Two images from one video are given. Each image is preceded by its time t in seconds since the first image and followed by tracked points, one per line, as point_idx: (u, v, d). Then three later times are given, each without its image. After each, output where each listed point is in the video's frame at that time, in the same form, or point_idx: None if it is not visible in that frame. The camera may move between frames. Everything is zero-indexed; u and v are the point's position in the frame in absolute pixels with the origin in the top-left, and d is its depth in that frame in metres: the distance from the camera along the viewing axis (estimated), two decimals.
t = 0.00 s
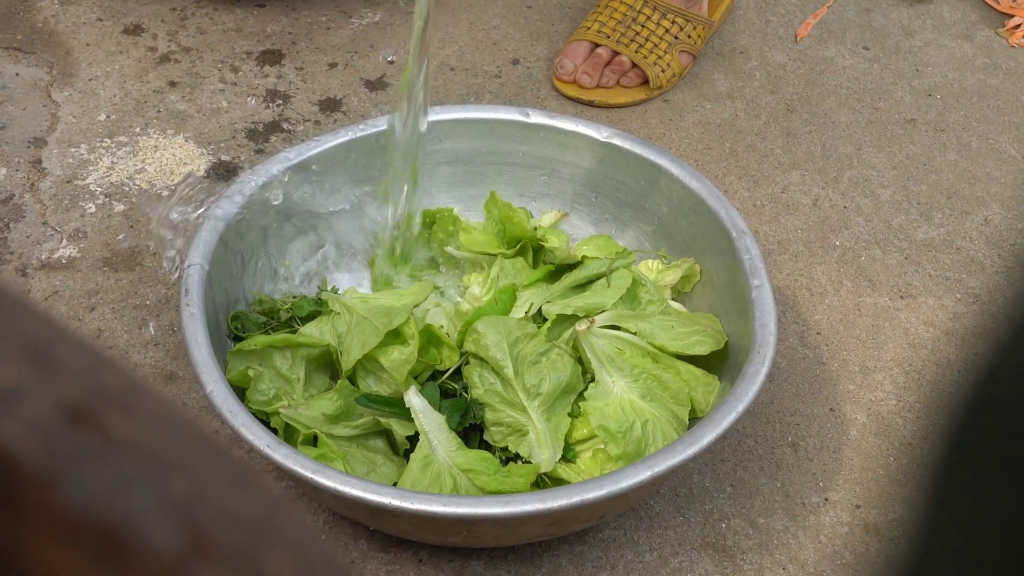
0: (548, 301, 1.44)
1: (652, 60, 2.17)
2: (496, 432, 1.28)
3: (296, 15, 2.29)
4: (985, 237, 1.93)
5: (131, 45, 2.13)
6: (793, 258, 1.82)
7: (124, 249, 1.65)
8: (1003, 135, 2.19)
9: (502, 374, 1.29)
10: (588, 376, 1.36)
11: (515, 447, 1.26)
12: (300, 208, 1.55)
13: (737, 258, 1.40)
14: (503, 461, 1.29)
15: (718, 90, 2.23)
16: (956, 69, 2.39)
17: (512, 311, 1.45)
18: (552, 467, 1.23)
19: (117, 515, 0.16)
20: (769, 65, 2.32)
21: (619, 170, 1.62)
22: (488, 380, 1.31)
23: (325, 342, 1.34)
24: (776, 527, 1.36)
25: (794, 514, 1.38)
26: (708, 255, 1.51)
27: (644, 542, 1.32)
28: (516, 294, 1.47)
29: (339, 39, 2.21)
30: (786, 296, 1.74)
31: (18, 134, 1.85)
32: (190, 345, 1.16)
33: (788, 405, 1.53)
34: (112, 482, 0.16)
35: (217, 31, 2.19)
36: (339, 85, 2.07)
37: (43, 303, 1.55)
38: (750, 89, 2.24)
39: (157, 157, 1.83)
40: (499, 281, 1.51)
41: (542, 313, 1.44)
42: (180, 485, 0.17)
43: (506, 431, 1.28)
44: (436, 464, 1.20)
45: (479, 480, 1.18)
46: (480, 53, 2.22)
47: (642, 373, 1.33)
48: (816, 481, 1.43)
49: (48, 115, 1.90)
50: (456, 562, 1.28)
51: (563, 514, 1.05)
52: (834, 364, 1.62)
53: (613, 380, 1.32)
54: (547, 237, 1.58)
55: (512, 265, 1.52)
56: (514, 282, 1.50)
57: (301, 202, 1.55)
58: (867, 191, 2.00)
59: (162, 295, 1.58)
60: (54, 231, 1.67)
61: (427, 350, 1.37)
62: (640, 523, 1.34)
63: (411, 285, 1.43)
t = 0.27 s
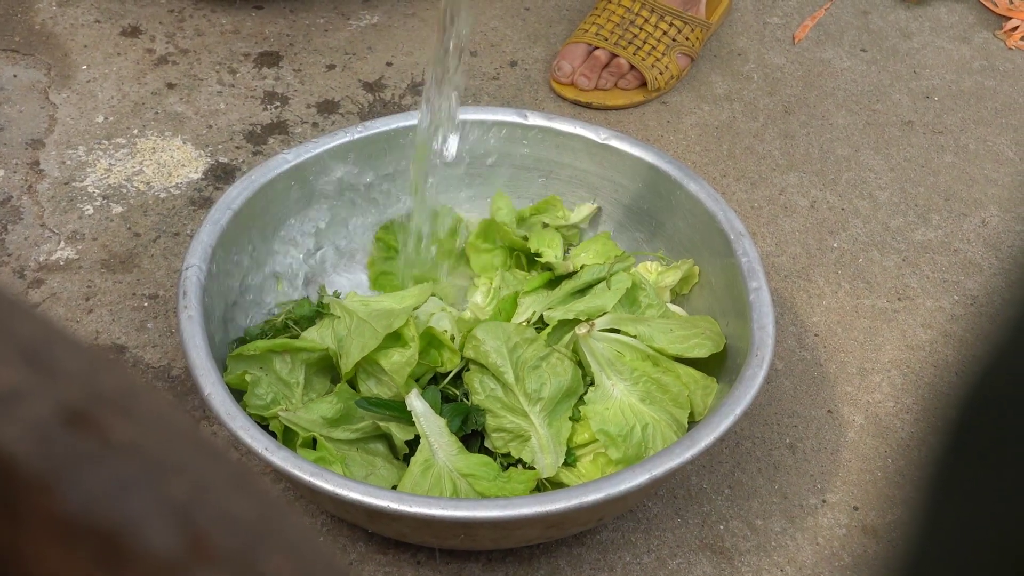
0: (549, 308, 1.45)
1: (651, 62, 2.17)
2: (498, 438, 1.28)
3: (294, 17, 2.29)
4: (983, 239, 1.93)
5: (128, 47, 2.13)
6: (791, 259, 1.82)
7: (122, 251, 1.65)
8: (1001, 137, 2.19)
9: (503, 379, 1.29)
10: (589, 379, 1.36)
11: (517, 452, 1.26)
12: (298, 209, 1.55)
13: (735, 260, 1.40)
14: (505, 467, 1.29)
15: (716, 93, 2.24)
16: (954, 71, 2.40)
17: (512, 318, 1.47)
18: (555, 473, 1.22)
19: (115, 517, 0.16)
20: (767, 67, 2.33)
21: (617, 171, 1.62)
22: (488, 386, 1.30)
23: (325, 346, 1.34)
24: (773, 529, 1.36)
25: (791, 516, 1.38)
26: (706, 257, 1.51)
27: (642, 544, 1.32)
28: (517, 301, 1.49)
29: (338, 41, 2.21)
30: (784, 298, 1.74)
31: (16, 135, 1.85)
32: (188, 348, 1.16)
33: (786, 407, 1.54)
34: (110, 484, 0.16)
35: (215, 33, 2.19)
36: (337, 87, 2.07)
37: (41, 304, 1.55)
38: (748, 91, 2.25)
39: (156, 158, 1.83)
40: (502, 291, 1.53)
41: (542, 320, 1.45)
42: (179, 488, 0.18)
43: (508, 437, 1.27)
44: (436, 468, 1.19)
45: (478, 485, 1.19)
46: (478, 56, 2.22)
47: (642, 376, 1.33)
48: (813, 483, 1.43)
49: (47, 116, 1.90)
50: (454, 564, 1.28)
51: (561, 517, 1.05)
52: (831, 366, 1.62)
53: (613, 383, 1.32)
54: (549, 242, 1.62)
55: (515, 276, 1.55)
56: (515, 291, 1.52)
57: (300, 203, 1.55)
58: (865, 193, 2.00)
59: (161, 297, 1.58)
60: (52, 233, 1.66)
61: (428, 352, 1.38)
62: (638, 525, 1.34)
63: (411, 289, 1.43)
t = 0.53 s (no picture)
0: (548, 310, 1.44)
1: (650, 64, 2.17)
2: (502, 441, 1.28)
3: (294, 19, 2.29)
4: (982, 241, 1.93)
5: (128, 49, 2.13)
6: (790, 261, 1.82)
7: (122, 253, 1.65)
8: (1000, 139, 2.19)
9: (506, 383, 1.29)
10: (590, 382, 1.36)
11: (522, 455, 1.26)
12: (297, 212, 1.55)
13: (734, 263, 1.40)
14: (509, 471, 1.28)
15: (715, 94, 2.24)
16: (953, 72, 2.40)
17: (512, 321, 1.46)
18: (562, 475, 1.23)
19: (114, 520, 0.16)
20: (766, 69, 2.33)
21: (616, 172, 1.62)
22: (492, 390, 1.30)
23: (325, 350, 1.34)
24: (773, 531, 1.36)
25: (791, 518, 1.38)
26: (705, 258, 1.51)
27: (642, 545, 1.32)
28: (516, 303, 1.48)
29: (337, 43, 2.21)
30: (784, 299, 1.74)
31: (15, 138, 1.85)
32: (186, 353, 1.16)
33: (786, 409, 1.54)
34: (110, 485, 0.16)
35: (215, 35, 2.19)
36: (337, 89, 2.07)
37: (40, 307, 1.55)
38: (747, 93, 2.25)
39: (155, 161, 1.83)
40: (501, 293, 1.52)
41: (542, 321, 1.43)
42: (178, 490, 0.18)
43: (512, 440, 1.27)
44: (437, 470, 1.20)
45: (478, 489, 1.18)
46: (478, 58, 2.22)
47: (645, 379, 1.33)
48: (813, 485, 1.43)
49: (45, 119, 1.90)
50: (454, 566, 1.28)
51: (560, 523, 1.05)
52: (831, 367, 1.62)
53: (615, 387, 1.32)
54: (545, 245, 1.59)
55: (512, 279, 1.55)
56: (514, 293, 1.51)
57: (298, 206, 1.54)
58: (864, 194, 2.01)
59: (161, 299, 1.58)
60: (51, 235, 1.66)
61: (431, 351, 1.37)
62: (638, 527, 1.34)
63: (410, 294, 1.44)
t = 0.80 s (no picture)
0: (549, 313, 1.44)
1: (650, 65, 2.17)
2: (504, 444, 1.28)
3: (294, 21, 2.29)
4: (982, 242, 1.93)
5: (129, 51, 2.13)
6: (790, 262, 1.82)
7: (122, 254, 1.65)
8: (1000, 140, 2.19)
9: (508, 385, 1.29)
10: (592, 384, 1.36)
11: (524, 457, 1.26)
12: (297, 214, 1.55)
13: (735, 264, 1.40)
14: (510, 473, 1.28)
15: (715, 96, 2.24)
16: (954, 73, 2.40)
17: (513, 323, 1.46)
18: (563, 477, 1.22)
19: (112, 517, 0.16)
20: (766, 71, 2.33)
21: (617, 174, 1.63)
22: (493, 392, 1.31)
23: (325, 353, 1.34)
24: (774, 532, 1.36)
25: (791, 519, 1.38)
26: (705, 260, 1.51)
27: (642, 547, 1.32)
28: (517, 306, 1.48)
29: (337, 45, 2.21)
30: (784, 301, 1.74)
31: (15, 139, 1.85)
32: (186, 355, 1.16)
33: (786, 410, 1.54)
34: (110, 484, 0.16)
35: (215, 37, 2.19)
36: (337, 91, 2.07)
37: (41, 307, 1.56)
38: (747, 95, 2.25)
39: (155, 162, 1.84)
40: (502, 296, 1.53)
41: (543, 324, 1.44)
42: (177, 489, 0.18)
43: (513, 442, 1.27)
44: (439, 472, 1.20)
45: (480, 492, 1.19)
46: (478, 59, 2.23)
47: (646, 381, 1.33)
48: (813, 486, 1.42)
49: (46, 120, 1.91)
50: (454, 567, 1.28)
51: (560, 524, 1.05)
52: (831, 368, 1.62)
53: (617, 389, 1.32)
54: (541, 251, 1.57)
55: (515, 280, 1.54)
56: (515, 295, 1.51)
57: (298, 207, 1.55)
58: (864, 196, 2.00)
59: (162, 300, 1.58)
60: (52, 236, 1.67)
61: (434, 352, 1.38)
62: (638, 528, 1.34)
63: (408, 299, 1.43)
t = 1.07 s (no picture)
0: (552, 313, 1.45)
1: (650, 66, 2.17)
2: (507, 444, 1.27)
3: (294, 22, 2.29)
4: (983, 243, 1.93)
5: (129, 52, 2.13)
6: (791, 263, 1.82)
7: (122, 255, 1.65)
8: (1000, 142, 2.19)
9: (511, 386, 1.29)
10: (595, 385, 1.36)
11: (527, 457, 1.26)
12: (297, 215, 1.55)
13: (735, 266, 1.40)
14: (514, 473, 1.27)
15: (715, 97, 2.24)
16: (954, 74, 2.39)
17: (515, 323, 1.46)
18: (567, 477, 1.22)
19: (108, 514, 0.16)
20: (767, 72, 2.33)
21: (617, 175, 1.63)
22: (496, 392, 1.30)
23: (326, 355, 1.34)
24: (774, 533, 1.36)
25: (792, 520, 1.38)
26: (705, 261, 1.51)
27: (642, 548, 1.32)
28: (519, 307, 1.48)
29: (338, 46, 2.21)
30: (784, 302, 1.74)
31: (16, 141, 1.85)
32: (188, 356, 1.16)
33: (786, 411, 1.54)
34: (108, 482, 0.16)
35: (216, 38, 2.19)
36: (338, 93, 2.07)
37: (41, 309, 1.56)
38: (748, 96, 2.25)
39: (156, 164, 1.84)
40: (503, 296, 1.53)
41: (546, 324, 1.44)
42: (175, 486, 0.17)
43: (517, 443, 1.27)
44: (442, 473, 1.20)
45: (483, 494, 1.18)
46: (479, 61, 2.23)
47: (649, 382, 1.33)
48: (814, 487, 1.42)
49: (46, 121, 1.91)
50: (454, 568, 1.28)
51: (560, 525, 1.05)
52: (832, 370, 1.62)
53: (620, 390, 1.32)
54: (543, 254, 1.58)
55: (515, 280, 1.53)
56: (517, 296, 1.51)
57: (299, 208, 1.55)
58: (865, 197, 2.00)
59: (161, 302, 1.58)
60: (52, 238, 1.67)
61: (438, 349, 1.40)
62: (637, 530, 1.34)
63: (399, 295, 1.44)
